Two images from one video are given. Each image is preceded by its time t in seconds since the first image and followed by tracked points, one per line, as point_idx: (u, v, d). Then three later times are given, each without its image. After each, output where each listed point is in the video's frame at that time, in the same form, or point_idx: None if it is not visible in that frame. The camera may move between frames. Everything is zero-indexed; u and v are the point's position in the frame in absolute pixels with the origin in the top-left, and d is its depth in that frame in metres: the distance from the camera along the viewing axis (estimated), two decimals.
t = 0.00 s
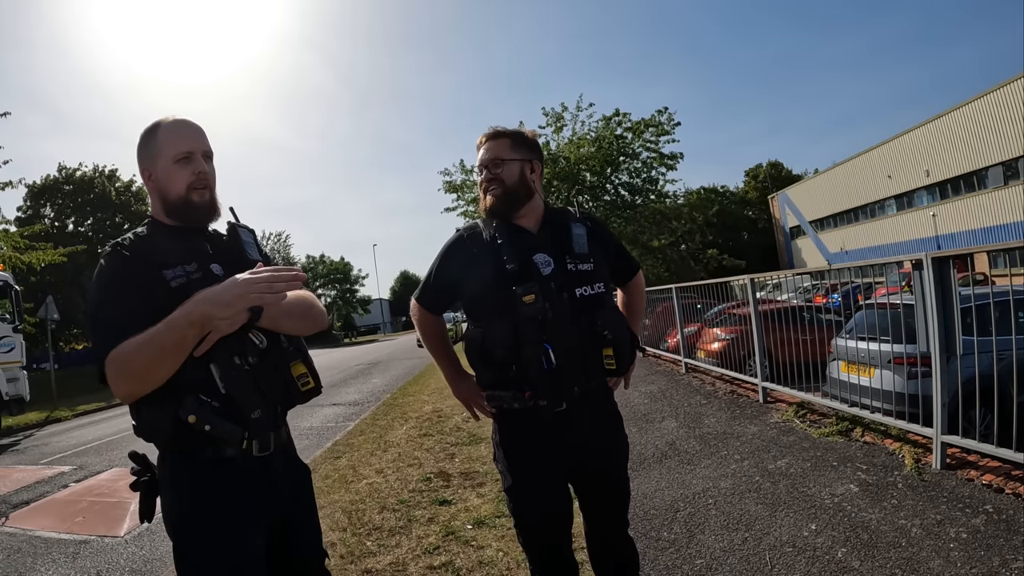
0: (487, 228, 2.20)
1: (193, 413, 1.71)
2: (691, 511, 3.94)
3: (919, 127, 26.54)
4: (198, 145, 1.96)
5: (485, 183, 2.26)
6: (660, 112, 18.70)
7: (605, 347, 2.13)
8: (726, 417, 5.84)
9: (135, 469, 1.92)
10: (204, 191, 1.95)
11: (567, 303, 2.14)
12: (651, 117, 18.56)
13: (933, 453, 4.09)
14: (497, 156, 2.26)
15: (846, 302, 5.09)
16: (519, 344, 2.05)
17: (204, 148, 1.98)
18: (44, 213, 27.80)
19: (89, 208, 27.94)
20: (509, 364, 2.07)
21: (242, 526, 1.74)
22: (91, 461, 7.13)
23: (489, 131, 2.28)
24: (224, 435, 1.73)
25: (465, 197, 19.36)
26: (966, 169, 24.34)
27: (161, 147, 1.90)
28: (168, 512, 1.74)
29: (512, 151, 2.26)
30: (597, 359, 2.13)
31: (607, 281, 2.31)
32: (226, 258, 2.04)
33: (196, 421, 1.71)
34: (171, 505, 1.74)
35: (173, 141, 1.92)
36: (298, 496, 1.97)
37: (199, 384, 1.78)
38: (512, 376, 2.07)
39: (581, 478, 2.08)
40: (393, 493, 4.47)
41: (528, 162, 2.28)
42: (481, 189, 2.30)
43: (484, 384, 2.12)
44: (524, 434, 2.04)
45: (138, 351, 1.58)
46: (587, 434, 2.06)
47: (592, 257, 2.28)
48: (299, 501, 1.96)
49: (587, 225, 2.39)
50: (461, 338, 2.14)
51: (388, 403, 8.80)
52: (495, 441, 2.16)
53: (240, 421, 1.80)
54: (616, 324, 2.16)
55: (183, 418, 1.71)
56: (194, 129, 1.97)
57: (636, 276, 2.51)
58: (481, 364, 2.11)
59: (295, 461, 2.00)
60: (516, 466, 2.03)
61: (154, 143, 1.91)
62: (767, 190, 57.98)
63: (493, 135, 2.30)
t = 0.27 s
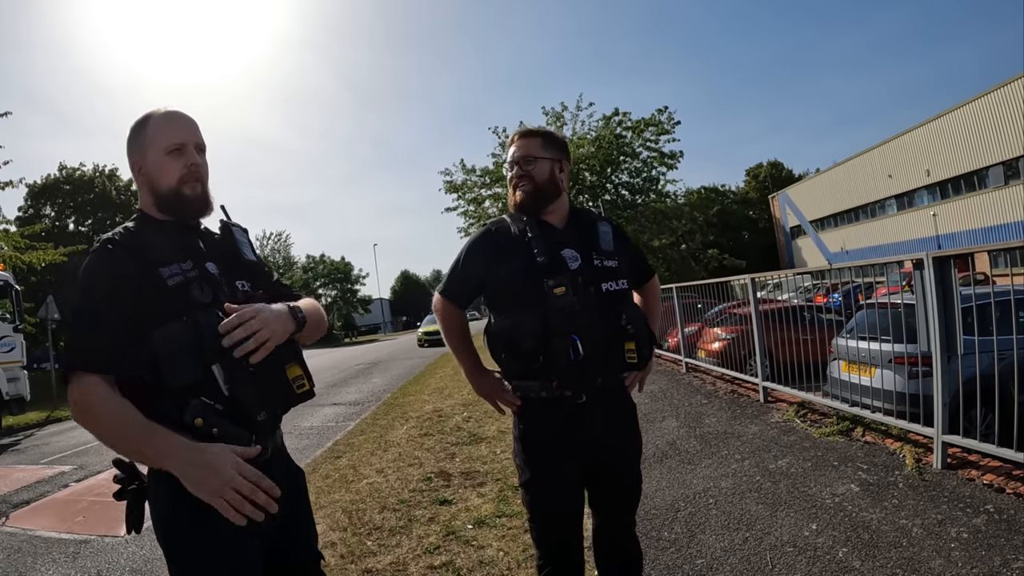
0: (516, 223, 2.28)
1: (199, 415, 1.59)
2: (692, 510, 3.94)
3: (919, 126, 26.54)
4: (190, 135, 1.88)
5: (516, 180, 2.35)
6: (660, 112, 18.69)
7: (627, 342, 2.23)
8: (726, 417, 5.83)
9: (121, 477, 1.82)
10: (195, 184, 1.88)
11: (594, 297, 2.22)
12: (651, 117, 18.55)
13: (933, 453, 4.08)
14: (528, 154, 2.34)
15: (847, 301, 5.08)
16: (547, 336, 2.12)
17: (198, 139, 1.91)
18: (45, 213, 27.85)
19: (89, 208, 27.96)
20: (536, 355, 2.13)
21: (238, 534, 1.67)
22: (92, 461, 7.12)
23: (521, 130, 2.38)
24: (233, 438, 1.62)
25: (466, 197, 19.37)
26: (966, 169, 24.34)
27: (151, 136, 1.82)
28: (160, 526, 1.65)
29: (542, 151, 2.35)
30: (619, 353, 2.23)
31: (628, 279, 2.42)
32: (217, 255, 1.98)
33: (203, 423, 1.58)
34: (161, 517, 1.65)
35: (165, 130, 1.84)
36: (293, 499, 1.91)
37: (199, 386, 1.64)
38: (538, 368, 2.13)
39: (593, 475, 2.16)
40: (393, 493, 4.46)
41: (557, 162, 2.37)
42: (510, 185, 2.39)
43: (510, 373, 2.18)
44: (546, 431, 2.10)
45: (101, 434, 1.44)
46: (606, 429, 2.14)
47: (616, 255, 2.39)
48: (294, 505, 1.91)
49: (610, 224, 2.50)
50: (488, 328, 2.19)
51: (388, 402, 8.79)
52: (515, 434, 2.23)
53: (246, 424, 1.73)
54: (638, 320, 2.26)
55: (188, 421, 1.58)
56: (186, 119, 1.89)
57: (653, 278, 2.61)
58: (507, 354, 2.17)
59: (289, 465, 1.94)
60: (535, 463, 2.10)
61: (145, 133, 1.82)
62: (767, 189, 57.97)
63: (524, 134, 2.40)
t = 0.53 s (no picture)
0: (535, 220, 2.27)
1: (217, 420, 1.56)
2: (692, 510, 3.94)
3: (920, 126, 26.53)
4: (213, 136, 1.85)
5: (536, 178, 2.36)
6: (661, 112, 18.69)
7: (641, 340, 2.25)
8: (727, 417, 5.83)
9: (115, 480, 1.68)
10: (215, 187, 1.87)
11: (610, 295, 2.23)
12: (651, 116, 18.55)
13: (935, 453, 4.08)
14: (549, 154, 2.35)
15: (847, 301, 5.08)
16: (565, 330, 2.14)
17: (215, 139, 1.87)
18: (45, 213, 27.89)
19: (89, 208, 28.01)
20: (552, 350, 2.15)
21: (249, 536, 1.63)
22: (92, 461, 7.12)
23: (542, 131, 2.40)
24: (251, 443, 1.63)
25: (466, 197, 19.38)
26: (967, 169, 24.34)
27: (192, 127, 1.75)
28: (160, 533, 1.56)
29: (564, 151, 2.36)
30: (633, 351, 2.24)
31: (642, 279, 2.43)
32: (209, 251, 1.88)
33: (222, 429, 1.57)
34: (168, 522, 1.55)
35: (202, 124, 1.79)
36: (295, 500, 1.89)
37: (210, 390, 1.59)
38: (553, 363, 2.14)
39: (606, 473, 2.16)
40: (394, 493, 4.46)
41: (579, 164, 2.39)
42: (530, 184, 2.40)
43: (527, 367, 2.19)
44: (563, 428, 2.09)
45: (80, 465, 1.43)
46: (621, 427, 2.14)
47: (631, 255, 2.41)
48: (296, 506, 1.89)
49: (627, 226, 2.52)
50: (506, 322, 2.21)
51: (388, 402, 8.79)
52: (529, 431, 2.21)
53: (258, 426, 1.69)
54: (653, 319, 2.27)
55: (207, 426, 1.55)
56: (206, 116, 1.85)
57: (666, 279, 2.62)
58: (524, 349, 2.19)
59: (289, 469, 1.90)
60: (550, 460, 2.09)
61: (181, 122, 1.74)
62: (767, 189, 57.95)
63: (546, 134, 2.41)
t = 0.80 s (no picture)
0: (543, 219, 2.27)
1: (266, 417, 1.59)
2: (693, 510, 3.94)
3: (921, 126, 26.52)
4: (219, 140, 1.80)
5: (544, 178, 2.36)
6: (662, 112, 18.69)
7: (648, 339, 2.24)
8: (728, 417, 5.83)
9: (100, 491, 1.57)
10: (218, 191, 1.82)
11: (616, 293, 2.22)
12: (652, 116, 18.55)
13: (936, 452, 4.08)
14: (556, 153, 2.35)
15: (848, 301, 5.08)
16: (572, 328, 2.14)
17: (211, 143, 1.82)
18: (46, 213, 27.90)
19: (90, 208, 28.05)
20: (558, 348, 2.15)
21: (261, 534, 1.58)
22: (92, 461, 7.13)
23: (548, 131, 2.39)
24: (291, 438, 1.66)
25: (466, 197, 19.38)
26: (968, 169, 24.32)
27: (209, 129, 1.71)
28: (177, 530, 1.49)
29: (570, 151, 2.36)
30: (639, 349, 2.23)
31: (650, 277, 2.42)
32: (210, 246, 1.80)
33: (271, 426, 1.59)
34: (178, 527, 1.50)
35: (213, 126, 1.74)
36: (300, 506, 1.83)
37: (246, 389, 1.59)
38: (559, 360, 2.15)
39: (610, 472, 2.16)
40: (394, 492, 4.46)
41: (586, 163, 2.39)
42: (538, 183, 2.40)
43: (534, 364, 2.19)
44: (567, 429, 2.10)
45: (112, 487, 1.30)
46: (625, 429, 2.14)
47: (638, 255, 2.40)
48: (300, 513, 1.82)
49: (633, 226, 2.51)
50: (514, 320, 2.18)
51: (389, 402, 8.79)
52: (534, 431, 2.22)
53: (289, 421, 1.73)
54: (662, 318, 2.25)
55: (258, 423, 1.57)
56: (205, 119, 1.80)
57: (674, 279, 2.62)
58: (531, 346, 2.19)
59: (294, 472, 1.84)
60: (553, 461, 2.09)
61: (196, 122, 1.68)
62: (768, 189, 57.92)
63: (551, 135, 2.41)
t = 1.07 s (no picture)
0: (540, 220, 2.29)
1: (286, 415, 1.62)
2: (694, 510, 3.94)
3: (922, 125, 26.50)
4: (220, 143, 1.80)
5: (541, 181, 2.36)
6: (663, 112, 18.68)
7: (646, 339, 2.22)
8: (729, 417, 5.83)
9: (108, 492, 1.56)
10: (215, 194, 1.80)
11: (613, 293, 2.22)
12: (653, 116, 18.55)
13: (937, 453, 4.07)
14: (552, 155, 2.35)
15: (848, 301, 5.08)
16: (567, 329, 2.14)
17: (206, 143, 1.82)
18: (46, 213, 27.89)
19: (91, 208, 28.08)
20: (554, 349, 2.15)
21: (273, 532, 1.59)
22: (93, 461, 7.13)
23: (542, 132, 2.39)
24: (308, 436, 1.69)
25: (467, 197, 19.37)
26: (969, 168, 24.30)
27: (208, 128, 1.71)
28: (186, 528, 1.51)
29: (566, 152, 2.36)
30: (638, 349, 2.23)
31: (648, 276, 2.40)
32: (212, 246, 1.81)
33: (291, 423, 1.62)
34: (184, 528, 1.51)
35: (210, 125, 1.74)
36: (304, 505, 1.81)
37: (262, 389, 1.61)
38: (555, 361, 2.15)
39: (611, 471, 2.16)
40: (395, 492, 4.47)
41: (582, 163, 2.39)
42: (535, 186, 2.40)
43: (529, 365, 2.20)
44: (566, 429, 2.10)
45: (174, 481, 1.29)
46: (624, 429, 2.14)
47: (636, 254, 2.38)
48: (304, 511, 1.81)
49: (632, 225, 2.50)
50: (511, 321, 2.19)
51: (390, 402, 8.79)
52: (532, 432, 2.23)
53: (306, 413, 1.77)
54: (660, 317, 2.23)
55: (278, 422, 1.60)
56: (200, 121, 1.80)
57: (675, 279, 2.61)
58: (527, 347, 2.20)
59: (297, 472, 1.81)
60: (552, 462, 2.10)
61: (195, 120, 1.67)
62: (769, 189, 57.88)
63: (547, 136, 2.40)
